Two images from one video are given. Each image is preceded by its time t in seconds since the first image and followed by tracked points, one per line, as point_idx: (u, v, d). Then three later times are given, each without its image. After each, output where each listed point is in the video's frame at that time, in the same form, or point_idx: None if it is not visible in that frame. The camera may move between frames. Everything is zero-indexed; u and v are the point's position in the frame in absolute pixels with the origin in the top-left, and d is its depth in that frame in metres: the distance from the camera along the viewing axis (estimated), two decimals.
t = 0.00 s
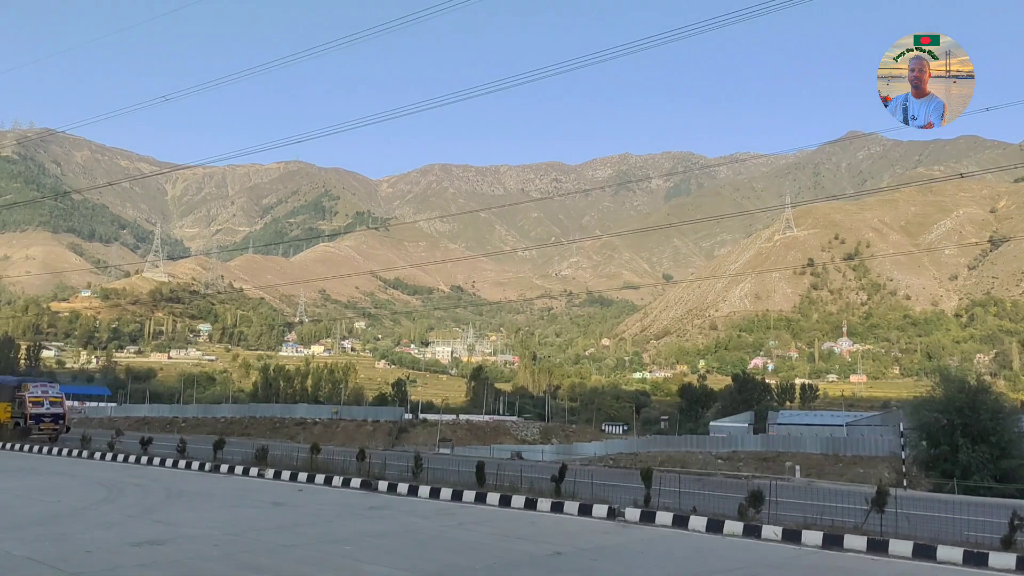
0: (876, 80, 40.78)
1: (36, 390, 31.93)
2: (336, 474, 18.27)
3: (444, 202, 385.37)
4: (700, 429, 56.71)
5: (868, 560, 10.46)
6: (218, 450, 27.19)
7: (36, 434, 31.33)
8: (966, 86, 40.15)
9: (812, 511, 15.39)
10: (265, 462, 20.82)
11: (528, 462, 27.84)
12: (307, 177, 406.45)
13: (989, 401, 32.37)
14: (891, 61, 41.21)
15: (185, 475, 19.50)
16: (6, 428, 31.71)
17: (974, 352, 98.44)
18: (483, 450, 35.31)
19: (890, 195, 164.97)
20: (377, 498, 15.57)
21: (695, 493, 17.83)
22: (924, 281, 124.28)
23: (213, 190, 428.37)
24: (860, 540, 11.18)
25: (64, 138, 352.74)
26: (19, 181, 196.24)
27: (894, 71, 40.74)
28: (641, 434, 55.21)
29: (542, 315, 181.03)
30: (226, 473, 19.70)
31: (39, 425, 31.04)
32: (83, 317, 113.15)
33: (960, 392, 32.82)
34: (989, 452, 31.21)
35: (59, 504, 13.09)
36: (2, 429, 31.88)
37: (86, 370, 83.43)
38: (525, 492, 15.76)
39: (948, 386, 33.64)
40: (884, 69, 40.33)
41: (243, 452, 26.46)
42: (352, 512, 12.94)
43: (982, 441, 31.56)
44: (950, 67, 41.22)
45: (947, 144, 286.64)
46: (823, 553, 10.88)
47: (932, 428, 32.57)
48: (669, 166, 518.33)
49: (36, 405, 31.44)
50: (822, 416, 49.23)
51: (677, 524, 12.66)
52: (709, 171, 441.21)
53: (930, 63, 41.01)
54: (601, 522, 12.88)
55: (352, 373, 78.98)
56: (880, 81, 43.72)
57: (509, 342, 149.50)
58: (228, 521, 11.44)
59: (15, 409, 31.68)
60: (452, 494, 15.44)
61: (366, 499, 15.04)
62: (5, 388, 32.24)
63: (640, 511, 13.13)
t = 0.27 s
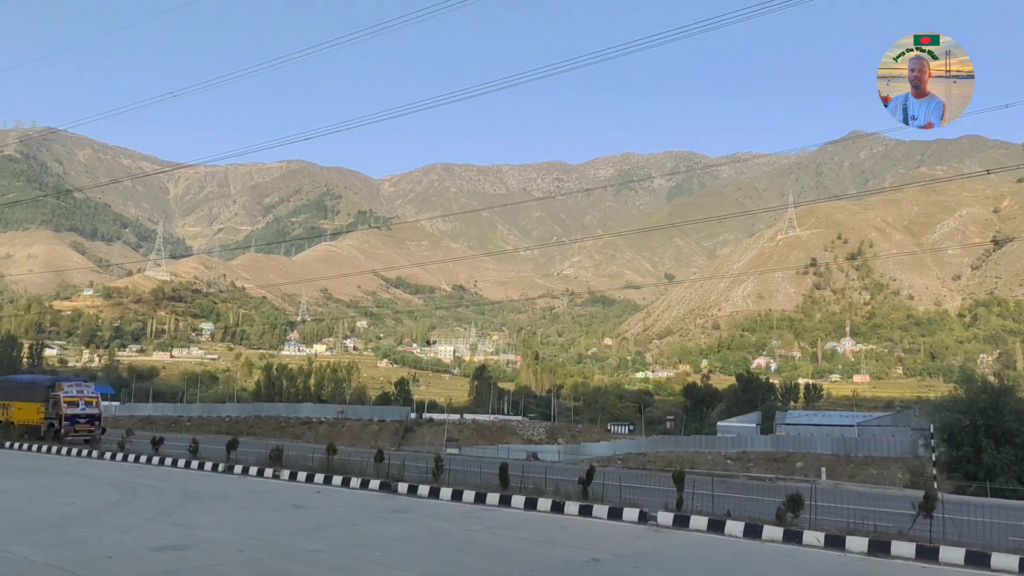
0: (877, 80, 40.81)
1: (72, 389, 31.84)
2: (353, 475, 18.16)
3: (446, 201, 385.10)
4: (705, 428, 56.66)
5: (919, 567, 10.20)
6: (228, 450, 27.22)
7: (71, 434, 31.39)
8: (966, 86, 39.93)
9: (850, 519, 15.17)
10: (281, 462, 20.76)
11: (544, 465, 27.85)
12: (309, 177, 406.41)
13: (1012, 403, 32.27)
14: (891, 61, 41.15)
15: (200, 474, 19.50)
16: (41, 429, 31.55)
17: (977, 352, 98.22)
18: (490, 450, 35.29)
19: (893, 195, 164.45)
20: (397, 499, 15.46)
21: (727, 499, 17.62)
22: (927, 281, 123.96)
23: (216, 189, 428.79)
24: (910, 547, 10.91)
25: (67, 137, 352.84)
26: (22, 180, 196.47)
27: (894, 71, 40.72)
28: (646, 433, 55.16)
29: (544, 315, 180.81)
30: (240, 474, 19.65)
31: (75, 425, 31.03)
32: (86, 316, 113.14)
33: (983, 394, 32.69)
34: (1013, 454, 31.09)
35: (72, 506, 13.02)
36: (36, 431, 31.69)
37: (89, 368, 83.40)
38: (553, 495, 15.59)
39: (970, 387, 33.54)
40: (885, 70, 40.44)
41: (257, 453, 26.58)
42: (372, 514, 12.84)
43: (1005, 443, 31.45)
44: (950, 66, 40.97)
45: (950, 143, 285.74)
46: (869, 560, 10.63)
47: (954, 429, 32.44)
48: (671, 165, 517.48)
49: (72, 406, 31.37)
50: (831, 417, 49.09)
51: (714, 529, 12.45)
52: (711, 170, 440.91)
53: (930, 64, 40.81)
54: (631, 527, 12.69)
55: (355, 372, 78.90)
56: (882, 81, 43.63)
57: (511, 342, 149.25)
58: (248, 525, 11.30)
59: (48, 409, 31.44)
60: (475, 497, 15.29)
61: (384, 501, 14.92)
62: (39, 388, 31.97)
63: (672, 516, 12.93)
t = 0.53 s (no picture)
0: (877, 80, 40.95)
1: (111, 388, 31.69)
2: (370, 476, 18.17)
3: (448, 200, 384.92)
4: (710, 428, 56.65)
5: None
6: (238, 450, 27.22)
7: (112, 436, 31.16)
8: (966, 86, 41.09)
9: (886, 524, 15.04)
10: (296, 463, 20.84)
11: (558, 466, 27.97)
12: (311, 176, 406.35)
13: None
14: (891, 61, 41.33)
15: (214, 475, 19.53)
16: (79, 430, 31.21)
17: (980, 352, 98.18)
18: (498, 449, 35.26)
19: (895, 195, 164.13)
20: (420, 501, 15.43)
21: (760, 502, 17.51)
22: (930, 281, 123.77)
23: (218, 189, 428.75)
24: (964, 555, 10.74)
25: (69, 135, 352.75)
26: (24, 178, 196.58)
27: (894, 71, 40.91)
28: (652, 434, 55.17)
29: (546, 314, 180.66)
30: (255, 475, 19.68)
31: (115, 425, 30.86)
32: (89, 314, 113.19)
33: (1008, 395, 32.67)
34: None
35: (92, 509, 13.01)
36: (72, 432, 31.31)
37: (92, 367, 83.31)
38: (581, 498, 15.48)
39: (995, 390, 33.52)
40: (885, 69, 40.45)
41: (271, 454, 26.68)
42: (398, 517, 12.82)
43: None
44: (950, 66, 41.85)
45: (953, 143, 284.90)
46: (922, 569, 10.45)
47: (977, 429, 32.46)
48: (674, 165, 516.55)
49: (112, 406, 31.16)
50: (839, 417, 49.04)
51: (754, 535, 12.30)
52: (713, 170, 440.59)
53: (929, 63, 41.58)
54: (667, 531, 12.53)
55: (358, 372, 78.83)
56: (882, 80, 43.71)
57: (513, 341, 149.08)
58: (274, 530, 11.25)
59: (87, 409, 31.14)
60: (501, 500, 15.18)
61: (406, 504, 14.89)
62: (78, 387, 31.67)
63: (709, 521, 12.76)
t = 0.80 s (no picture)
0: (876, 81, 40.76)
1: (152, 387, 28.60)
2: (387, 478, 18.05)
3: (450, 199, 384.67)
4: (715, 427, 56.60)
5: None
6: (251, 451, 27.13)
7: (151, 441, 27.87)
8: (965, 86, 40.91)
9: (926, 530, 14.84)
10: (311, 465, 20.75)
11: (575, 467, 27.90)
12: (313, 175, 406.27)
13: None
14: (890, 61, 41.25)
15: (226, 476, 19.40)
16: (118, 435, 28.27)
17: (984, 351, 98.02)
18: (506, 449, 35.18)
19: (898, 194, 163.59)
20: (442, 504, 15.29)
21: (796, 507, 17.33)
22: (933, 280, 123.37)
23: (220, 187, 428.68)
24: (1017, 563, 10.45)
25: (71, 134, 352.84)
26: (26, 176, 196.49)
27: (894, 71, 40.72)
28: (658, 433, 55.09)
29: (548, 313, 180.38)
30: (268, 476, 19.54)
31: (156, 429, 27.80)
32: (91, 313, 113.25)
33: None
34: None
35: (105, 511, 12.84)
36: (111, 435, 28.32)
37: (94, 366, 83.18)
38: (610, 503, 15.27)
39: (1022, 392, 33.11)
40: (885, 71, 40.23)
41: (285, 454, 26.62)
42: (420, 521, 12.65)
43: None
44: (950, 66, 41.76)
45: (955, 142, 284.08)
46: None
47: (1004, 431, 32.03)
48: (676, 164, 515.79)
49: (152, 407, 28.09)
50: (847, 417, 48.96)
51: (794, 540, 12.07)
52: (715, 169, 439.97)
53: (930, 63, 41.43)
54: (704, 537, 12.33)
55: (361, 370, 78.65)
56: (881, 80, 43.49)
57: (516, 340, 148.86)
58: (294, 534, 11.06)
59: (127, 410, 28.18)
60: (528, 503, 15.01)
61: (426, 506, 14.74)
62: (115, 386, 28.69)
63: (747, 525, 12.53)
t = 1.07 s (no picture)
0: (876, 81, 41.14)
1: (198, 382, 28.11)
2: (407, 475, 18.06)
3: (454, 195, 384.33)
4: (720, 425, 56.55)
5: None
6: (263, 447, 27.22)
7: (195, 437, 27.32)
8: (966, 86, 40.99)
9: (968, 536, 14.74)
10: (329, 461, 20.84)
11: (591, 466, 28.01)
12: (317, 170, 406.17)
13: None
14: (891, 61, 41.36)
15: (241, 472, 19.37)
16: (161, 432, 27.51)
17: (989, 352, 97.90)
18: (514, 447, 35.22)
19: (904, 194, 162.96)
20: (465, 504, 15.21)
21: (830, 511, 17.23)
22: (938, 280, 122.99)
23: (223, 181, 428.77)
24: None
25: (75, 127, 352.95)
26: (30, 169, 196.66)
27: (894, 71, 41.01)
28: (664, 431, 55.02)
29: (551, 310, 180.08)
30: (285, 472, 19.52)
31: (202, 426, 27.39)
32: (95, 306, 113.37)
33: None
34: None
35: (124, 509, 12.77)
36: (153, 432, 27.56)
37: (97, 359, 83.12)
38: (642, 504, 15.15)
39: None
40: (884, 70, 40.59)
41: (298, 450, 26.75)
42: (446, 521, 12.54)
43: None
44: (950, 66, 41.85)
45: (961, 142, 282.92)
46: None
47: None
48: (680, 162, 514.65)
49: (199, 403, 27.63)
50: (855, 418, 48.93)
51: (840, 546, 11.92)
52: (720, 168, 439.26)
53: (929, 63, 41.49)
54: (744, 540, 12.17)
55: (364, 366, 78.53)
56: (882, 80, 43.48)
57: (519, 336, 148.66)
58: (321, 533, 10.95)
59: (171, 406, 27.48)
60: (557, 504, 14.89)
61: (448, 505, 14.66)
62: (160, 380, 27.94)
63: (788, 531, 12.36)
